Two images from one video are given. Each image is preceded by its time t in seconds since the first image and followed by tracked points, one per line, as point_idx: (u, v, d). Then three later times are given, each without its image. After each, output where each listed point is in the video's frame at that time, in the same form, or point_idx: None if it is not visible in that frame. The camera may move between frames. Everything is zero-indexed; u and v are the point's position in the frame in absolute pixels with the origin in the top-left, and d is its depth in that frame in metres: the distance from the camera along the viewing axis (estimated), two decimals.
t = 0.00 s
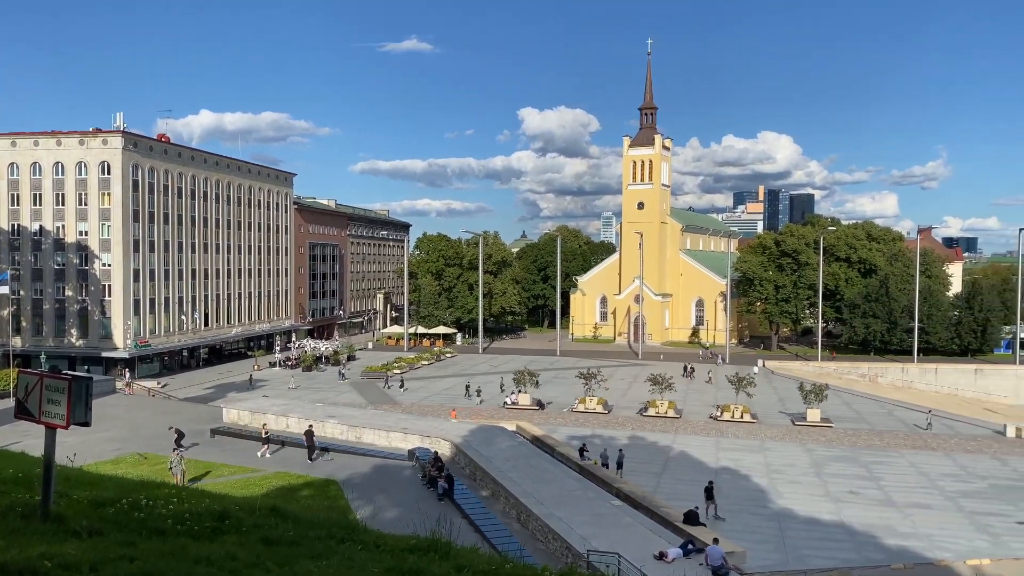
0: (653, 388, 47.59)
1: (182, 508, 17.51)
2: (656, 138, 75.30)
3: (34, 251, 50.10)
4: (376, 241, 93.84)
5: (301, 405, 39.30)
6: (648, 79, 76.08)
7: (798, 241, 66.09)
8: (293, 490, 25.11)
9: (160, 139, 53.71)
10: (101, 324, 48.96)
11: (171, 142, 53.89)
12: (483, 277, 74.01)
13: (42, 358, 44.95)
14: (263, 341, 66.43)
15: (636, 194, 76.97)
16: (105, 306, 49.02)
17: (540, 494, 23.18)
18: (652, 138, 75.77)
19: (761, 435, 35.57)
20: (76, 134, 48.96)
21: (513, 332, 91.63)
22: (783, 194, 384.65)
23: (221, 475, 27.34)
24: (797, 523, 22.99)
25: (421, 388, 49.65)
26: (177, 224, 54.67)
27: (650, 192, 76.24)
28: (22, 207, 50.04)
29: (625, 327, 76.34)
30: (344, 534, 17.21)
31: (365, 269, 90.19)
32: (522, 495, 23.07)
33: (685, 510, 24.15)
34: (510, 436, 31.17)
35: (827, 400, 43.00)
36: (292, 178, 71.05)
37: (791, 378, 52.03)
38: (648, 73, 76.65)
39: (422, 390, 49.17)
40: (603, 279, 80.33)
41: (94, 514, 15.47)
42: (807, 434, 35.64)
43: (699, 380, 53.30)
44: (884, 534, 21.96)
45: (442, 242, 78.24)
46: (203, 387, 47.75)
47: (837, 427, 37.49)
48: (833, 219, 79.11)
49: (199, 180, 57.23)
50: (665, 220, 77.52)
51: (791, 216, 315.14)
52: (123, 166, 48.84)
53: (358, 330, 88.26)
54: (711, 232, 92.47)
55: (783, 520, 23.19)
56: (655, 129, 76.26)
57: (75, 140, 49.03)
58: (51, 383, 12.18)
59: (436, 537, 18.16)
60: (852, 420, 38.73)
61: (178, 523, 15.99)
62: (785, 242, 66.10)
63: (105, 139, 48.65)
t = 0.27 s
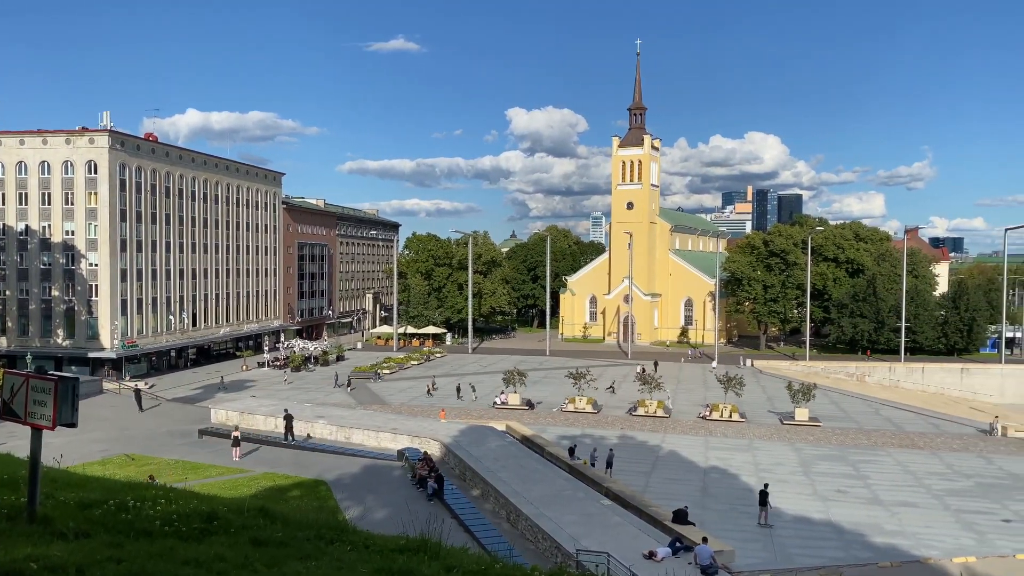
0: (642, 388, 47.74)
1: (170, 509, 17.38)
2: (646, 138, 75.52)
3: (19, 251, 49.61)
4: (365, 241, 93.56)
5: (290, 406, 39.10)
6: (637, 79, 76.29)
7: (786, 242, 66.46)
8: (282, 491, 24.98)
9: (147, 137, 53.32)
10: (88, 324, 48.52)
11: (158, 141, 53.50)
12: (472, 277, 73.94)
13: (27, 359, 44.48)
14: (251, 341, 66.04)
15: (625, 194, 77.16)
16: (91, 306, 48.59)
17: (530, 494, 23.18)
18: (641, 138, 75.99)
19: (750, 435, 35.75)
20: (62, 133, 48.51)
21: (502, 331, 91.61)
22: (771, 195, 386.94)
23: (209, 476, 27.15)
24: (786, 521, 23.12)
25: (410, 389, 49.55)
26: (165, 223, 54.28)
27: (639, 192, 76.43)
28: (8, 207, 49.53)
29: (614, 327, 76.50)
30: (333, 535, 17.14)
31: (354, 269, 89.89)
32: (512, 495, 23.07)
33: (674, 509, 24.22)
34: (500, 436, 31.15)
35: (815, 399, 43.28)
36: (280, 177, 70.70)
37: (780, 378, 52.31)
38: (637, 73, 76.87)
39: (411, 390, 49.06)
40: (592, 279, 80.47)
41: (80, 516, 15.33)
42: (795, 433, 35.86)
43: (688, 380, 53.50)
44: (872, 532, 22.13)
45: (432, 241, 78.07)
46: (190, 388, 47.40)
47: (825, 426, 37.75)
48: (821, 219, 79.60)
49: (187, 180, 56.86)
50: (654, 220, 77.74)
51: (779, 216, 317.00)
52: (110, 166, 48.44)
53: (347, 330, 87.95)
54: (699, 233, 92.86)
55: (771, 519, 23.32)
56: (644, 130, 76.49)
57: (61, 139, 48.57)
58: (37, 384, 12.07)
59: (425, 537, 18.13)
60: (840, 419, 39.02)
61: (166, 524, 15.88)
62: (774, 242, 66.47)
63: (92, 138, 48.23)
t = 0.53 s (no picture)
0: (631, 388, 47.86)
1: (157, 511, 17.24)
2: (635, 139, 75.74)
3: (4, 251, 49.13)
4: (354, 241, 93.25)
5: (278, 406, 38.89)
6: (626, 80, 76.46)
7: (774, 242, 66.63)
8: (270, 491, 24.85)
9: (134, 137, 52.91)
10: (74, 325, 48.07)
11: (146, 140, 53.11)
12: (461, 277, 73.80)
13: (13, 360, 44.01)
14: (239, 342, 65.63)
15: (614, 195, 77.33)
16: (78, 307, 48.15)
17: (519, 494, 23.18)
18: (630, 139, 76.20)
19: (738, 434, 35.92)
20: (48, 132, 48.06)
21: (492, 331, 91.48)
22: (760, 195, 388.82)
23: (197, 477, 26.98)
24: (774, 521, 23.24)
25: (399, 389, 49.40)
26: (152, 223, 53.88)
27: (628, 192, 76.59)
28: None
29: (603, 327, 76.64)
30: (321, 536, 17.07)
31: (343, 269, 89.57)
32: (501, 495, 23.08)
33: (663, 508, 24.29)
34: (489, 436, 31.13)
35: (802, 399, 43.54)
36: (269, 177, 70.38)
37: (768, 378, 52.57)
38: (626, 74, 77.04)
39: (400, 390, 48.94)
40: (581, 279, 80.55)
41: (66, 517, 15.19)
42: (783, 433, 36.06)
43: (677, 379, 53.69)
44: (859, 531, 22.29)
45: (421, 241, 77.95)
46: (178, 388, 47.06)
47: (812, 425, 37.98)
48: (809, 219, 80.04)
49: (175, 179, 56.48)
50: (643, 220, 77.94)
51: (768, 216, 318.81)
52: (97, 165, 48.02)
53: (336, 330, 87.60)
54: (688, 233, 93.21)
55: (759, 518, 23.44)
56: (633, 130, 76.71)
57: (47, 138, 48.12)
58: (22, 385, 11.95)
59: (415, 538, 18.10)
60: (827, 419, 39.27)
61: (153, 525, 15.76)
62: (762, 242, 66.74)
63: (79, 137, 47.82)
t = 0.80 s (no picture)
0: (620, 388, 48.00)
1: (144, 512, 17.12)
2: (624, 139, 75.98)
3: None
4: (343, 242, 92.93)
5: (267, 407, 38.70)
6: (615, 80, 76.68)
7: (762, 242, 67.02)
8: (259, 493, 24.72)
9: (121, 136, 52.50)
10: (60, 326, 47.64)
11: (133, 140, 52.72)
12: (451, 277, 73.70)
13: None
14: (227, 342, 65.22)
15: (604, 195, 77.49)
16: (64, 308, 47.71)
17: (508, 494, 23.19)
18: (619, 139, 76.44)
19: (727, 434, 36.10)
20: (34, 131, 47.61)
21: (482, 332, 91.46)
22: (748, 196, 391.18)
23: (184, 479, 26.80)
24: (763, 520, 23.37)
25: (389, 390, 49.30)
26: (140, 223, 53.47)
27: (617, 192, 76.78)
28: None
29: (593, 327, 76.79)
30: (310, 537, 17.01)
31: (332, 269, 89.25)
32: (490, 496, 23.07)
33: (652, 508, 24.36)
34: (479, 436, 31.11)
35: (790, 398, 43.81)
36: (257, 177, 70.03)
37: (756, 378, 52.84)
38: (615, 75, 77.27)
39: (389, 391, 48.82)
40: (571, 280, 80.65)
41: (52, 520, 15.07)
42: (772, 432, 36.29)
43: (666, 379, 53.89)
44: (846, 530, 22.46)
45: (410, 241, 77.59)
46: (166, 390, 46.74)
47: (800, 424, 38.24)
48: (797, 220, 80.56)
49: (162, 179, 56.10)
50: (632, 220, 78.15)
51: (756, 217, 320.57)
52: (84, 165, 47.61)
53: (325, 331, 87.25)
54: (677, 233, 93.58)
55: (748, 518, 23.56)
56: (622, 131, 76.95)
57: (32, 137, 47.67)
58: (7, 386, 11.85)
59: (404, 539, 18.07)
60: (815, 418, 39.54)
61: (141, 528, 15.65)
62: (750, 243, 67.10)
63: (65, 137, 47.40)
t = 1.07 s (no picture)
0: (610, 388, 48.12)
1: (132, 514, 17.01)
2: (613, 140, 76.19)
3: None
4: (332, 242, 92.60)
5: (255, 408, 38.50)
6: (605, 81, 76.86)
7: (751, 243, 67.37)
8: (248, 494, 24.60)
9: (108, 136, 52.09)
10: (47, 326, 47.21)
11: (120, 139, 52.32)
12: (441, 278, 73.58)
13: None
14: (216, 343, 64.81)
15: (593, 196, 77.63)
16: (51, 308, 47.29)
17: (498, 495, 23.19)
18: (608, 140, 76.63)
19: (716, 433, 36.26)
20: (19, 131, 47.17)
21: (472, 332, 91.42)
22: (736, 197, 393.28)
23: (172, 480, 26.62)
24: (752, 520, 23.48)
25: (378, 390, 49.18)
26: (127, 223, 53.08)
27: (607, 193, 76.95)
28: None
29: (582, 327, 76.93)
30: (299, 538, 16.96)
31: (321, 269, 88.92)
32: (480, 496, 23.06)
33: (641, 508, 24.43)
34: (469, 437, 31.08)
35: (778, 398, 44.07)
36: (245, 177, 69.70)
37: (745, 377, 53.10)
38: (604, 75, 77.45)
39: (379, 391, 48.70)
40: (560, 280, 80.75)
41: (38, 522, 14.95)
42: (760, 432, 36.49)
43: (655, 379, 54.08)
44: (834, 529, 22.62)
45: (400, 241, 77.33)
46: (154, 391, 46.42)
47: (788, 424, 38.48)
48: (786, 220, 81.02)
49: (150, 179, 55.70)
50: (622, 221, 78.35)
51: (744, 217, 322.25)
52: (70, 165, 47.21)
53: (314, 331, 86.91)
54: (666, 234, 93.91)
55: (737, 517, 23.66)
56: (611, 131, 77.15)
57: (18, 137, 47.23)
58: None
59: (394, 539, 18.03)
60: (803, 418, 39.80)
61: (128, 530, 15.55)
62: (738, 243, 67.44)
63: (51, 137, 46.99)
